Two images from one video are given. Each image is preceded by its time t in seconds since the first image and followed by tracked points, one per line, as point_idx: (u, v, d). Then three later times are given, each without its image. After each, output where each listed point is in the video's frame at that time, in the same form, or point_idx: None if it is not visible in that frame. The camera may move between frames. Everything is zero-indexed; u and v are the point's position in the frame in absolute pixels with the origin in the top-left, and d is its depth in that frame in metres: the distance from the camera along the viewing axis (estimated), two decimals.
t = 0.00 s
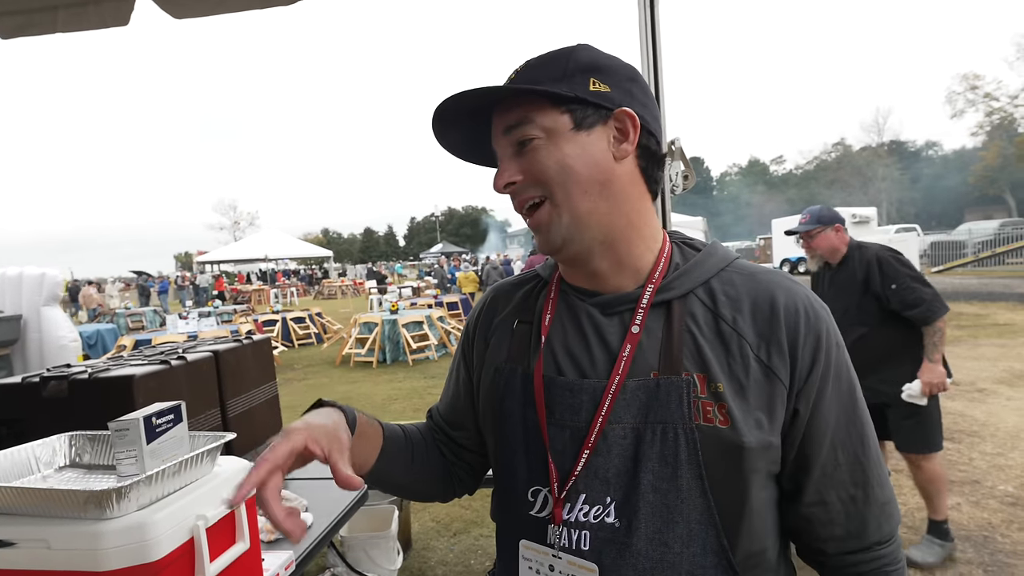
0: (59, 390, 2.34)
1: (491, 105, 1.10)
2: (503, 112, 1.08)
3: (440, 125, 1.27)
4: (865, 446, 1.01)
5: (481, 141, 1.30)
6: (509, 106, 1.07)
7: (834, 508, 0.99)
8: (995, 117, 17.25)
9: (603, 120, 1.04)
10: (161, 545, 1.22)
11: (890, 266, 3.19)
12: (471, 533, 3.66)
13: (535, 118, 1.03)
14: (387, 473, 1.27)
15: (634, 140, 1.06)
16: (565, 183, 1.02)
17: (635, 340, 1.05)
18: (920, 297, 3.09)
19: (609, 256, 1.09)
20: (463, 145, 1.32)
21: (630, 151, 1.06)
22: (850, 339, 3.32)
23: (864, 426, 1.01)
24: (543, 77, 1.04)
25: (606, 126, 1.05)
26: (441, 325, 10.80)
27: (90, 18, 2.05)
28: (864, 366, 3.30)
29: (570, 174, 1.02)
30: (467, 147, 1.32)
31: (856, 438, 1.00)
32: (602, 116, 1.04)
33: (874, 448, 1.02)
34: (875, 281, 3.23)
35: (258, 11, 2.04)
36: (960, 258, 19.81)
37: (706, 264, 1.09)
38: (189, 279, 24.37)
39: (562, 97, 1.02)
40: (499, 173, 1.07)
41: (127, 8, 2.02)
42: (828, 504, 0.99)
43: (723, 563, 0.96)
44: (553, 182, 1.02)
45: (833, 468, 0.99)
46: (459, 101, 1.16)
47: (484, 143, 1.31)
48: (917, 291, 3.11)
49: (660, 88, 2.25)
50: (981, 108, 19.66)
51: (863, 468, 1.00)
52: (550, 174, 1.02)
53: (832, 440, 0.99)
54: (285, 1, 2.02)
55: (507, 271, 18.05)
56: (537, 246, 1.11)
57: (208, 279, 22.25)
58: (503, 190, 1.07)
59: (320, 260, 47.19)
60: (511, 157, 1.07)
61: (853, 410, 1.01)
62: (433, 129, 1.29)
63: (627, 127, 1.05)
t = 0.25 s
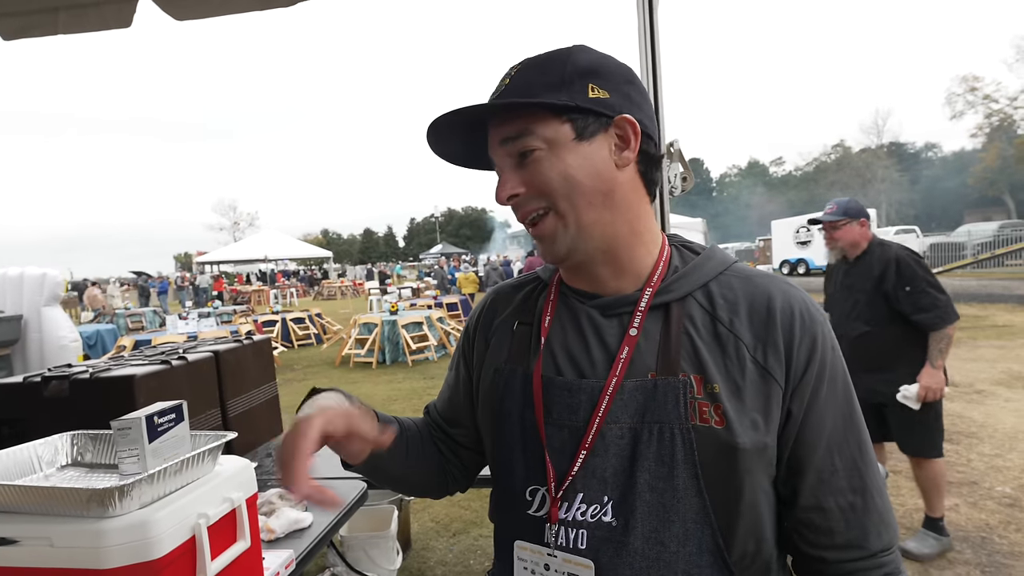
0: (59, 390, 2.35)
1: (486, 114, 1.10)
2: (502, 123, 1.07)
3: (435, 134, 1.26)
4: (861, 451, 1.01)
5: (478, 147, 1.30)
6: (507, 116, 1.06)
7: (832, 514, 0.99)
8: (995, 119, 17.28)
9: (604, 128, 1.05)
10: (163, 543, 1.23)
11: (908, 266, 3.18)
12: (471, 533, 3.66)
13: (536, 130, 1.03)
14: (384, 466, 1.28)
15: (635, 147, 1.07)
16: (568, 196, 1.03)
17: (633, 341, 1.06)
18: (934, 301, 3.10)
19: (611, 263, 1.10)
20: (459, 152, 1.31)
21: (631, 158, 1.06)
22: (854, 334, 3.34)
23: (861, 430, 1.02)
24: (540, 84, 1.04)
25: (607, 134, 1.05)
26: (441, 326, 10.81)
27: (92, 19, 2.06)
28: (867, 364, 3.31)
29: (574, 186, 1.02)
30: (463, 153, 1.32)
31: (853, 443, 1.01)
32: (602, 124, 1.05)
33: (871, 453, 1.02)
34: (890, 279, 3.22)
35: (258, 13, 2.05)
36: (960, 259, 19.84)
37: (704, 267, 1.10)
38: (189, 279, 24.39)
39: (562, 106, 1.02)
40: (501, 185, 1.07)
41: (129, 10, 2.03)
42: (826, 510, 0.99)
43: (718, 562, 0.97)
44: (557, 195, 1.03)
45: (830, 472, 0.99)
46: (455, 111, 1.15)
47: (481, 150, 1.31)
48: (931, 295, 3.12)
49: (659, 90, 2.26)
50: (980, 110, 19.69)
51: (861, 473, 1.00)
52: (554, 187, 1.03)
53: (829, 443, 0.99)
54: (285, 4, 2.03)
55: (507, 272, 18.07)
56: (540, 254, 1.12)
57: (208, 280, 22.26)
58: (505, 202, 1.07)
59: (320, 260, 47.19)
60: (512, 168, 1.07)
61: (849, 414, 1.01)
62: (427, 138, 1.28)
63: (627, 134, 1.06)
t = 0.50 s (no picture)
0: (60, 388, 2.35)
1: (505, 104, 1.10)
2: (520, 114, 1.07)
3: (450, 118, 1.26)
4: (860, 457, 1.01)
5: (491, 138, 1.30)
6: (526, 108, 1.07)
7: (830, 520, 0.99)
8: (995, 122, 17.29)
9: (620, 129, 1.05)
10: (163, 541, 1.23)
11: (924, 275, 3.17)
12: (470, 534, 3.66)
13: (553, 125, 1.04)
14: (328, 464, 1.30)
15: (650, 151, 1.07)
16: (579, 193, 1.03)
17: (634, 341, 1.06)
18: (947, 312, 3.10)
19: (616, 261, 1.11)
20: (472, 140, 1.31)
21: (645, 162, 1.07)
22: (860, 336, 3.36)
23: (862, 438, 1.02)
24: (562, 78, 1.04)
25: (623, 135, 1.06)
26: (441, 327, 10.81)
27: (96, 19, 2.07)
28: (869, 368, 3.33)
29: (585, 184, 1.03)
30: (474, 140, 1.31)
31: (852, 449, 1.01)
32: (620, 125, 1.05)
33: (871, 460, 1.02)
34: (904, 287, 3.22)
35: (261, 14, 2.06)
36: (960, 263, 19.84)
37: (708, 270, 1.10)
38: (190, 279, 24.40)
39: (582, 103, 1.03)
40: (512, 177, 1.07)
41: (132, 10, 2.04)
42: (825, 516, 0.99)
43: (714, 564, 0.97)
44: (568, 191, 1.03)
45: (829, 479, 0.99)
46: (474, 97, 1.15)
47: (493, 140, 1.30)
48: (945, 306, 3.11)
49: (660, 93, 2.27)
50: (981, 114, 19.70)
51: (862, 480, 1.00)
52: (566, 184, 1.03)
53: (829, 449, 0.99)
54: (288, 5, 2.04)
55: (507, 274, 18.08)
56: (546, 249, 1.13)
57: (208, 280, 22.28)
58: (516, 195, 1.07)
59: (320, 261, 47.21)
60: (525, 162, 1.07)
61: (849, 421, 1.01)
62: (443, 122, 1.27)
63: (644, 137, 1.06)
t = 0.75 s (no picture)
0: (60, 386, 2.35)
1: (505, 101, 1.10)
2: (520, 111, 1.07)
3: (450, 117, 1.25)
4: (859, 460, 1.01)
5: (493, 135, 1.29)
6: (526, 104, 1.07)
7: (829, 522, 0.98)
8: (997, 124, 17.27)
9: (623, 123, 1.05)
10: (161, 540, 1.23)
11: (926, 277, 3.17)
12: (469, 534, 3.66)
13: (554, 121, 1.03)
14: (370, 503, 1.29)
15: (654, 146, 1.06)
16: (582, 190, 1.03)
17: (636, 342, 1.06)
18: (948, 314, 3.08)
19: (620, 259, 1.10)
20: (472, 138, 1.31)
21: (649, 157, 1.06)
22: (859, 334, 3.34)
23: (860, 443, 1.02)
24: (561, 73, 1.04)
25: (626, 130, 1.05)
26: (441, 327, 10.81)
27: (96, 17, 2.07)
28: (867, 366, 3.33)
29: (587, 180, 1.02)
30: (474, 138, 1.31)
31: (852, 452, 1.01)
32: (622, 120, 1.04)
33: (869, 465, 1.02)
34: (905, 287, 3.22)
35: (261, 12, 2.06)
36: (961, 265, 19.81)
37: (712, 270, 1.09)
38: (190, 279, 24.41)
39: (583, 98, 1.02)
40: (514, 175, 1.07)
41: (133, 8, 2.04)
42: (824, 518, 0.98)
43: (711, 565, 0.97)
44: (570, 187, 1.03)
45: (828, 481, 0.99)
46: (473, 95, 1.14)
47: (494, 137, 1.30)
48: (946, 308, 3.10)
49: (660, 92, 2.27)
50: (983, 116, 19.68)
51: (859, 483, 1.00)
52: (568, 181, 1.03)
53: (829, 453, 0.99)
54: (288, 3, 2.04)
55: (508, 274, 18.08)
56: (548, 248, 1.12)
57: (209, 279, 22.29)
58: (518, 193, 1.07)
59: (321, 261, 47.22)
60: (527, 159, 1.07)
61: (849, 424, 1.01)
62: (442, 121, 1.27)
63: (647, 131, 1.06)
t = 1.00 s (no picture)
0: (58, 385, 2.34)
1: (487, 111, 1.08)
2: (503, 121, 1.06)
3: (434, 128, 1.23)
4: (858, 458, 1.01)
5: (481, 140, 1.27)
6: (509, 114, 1.05)
7: (828, 521, 0.98)
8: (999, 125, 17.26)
9: (611, 127, 1.03)
10: (157, 540, 1.22)
11: (906, 278, 3.18)
12: (468, 534, 3.65)
13: (538, 130, 1.02)
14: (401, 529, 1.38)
15: (643, 148, 1.05)
16: (569, 199, 1.02)
17: (633, 346, 1.05)
18: (930, 312, 3.10)
19: (612, 264, 1.09)
20: (461, 144, 1.29)
21: (638, 160, 1.05)
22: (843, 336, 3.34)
23: (859, 441, 1.01)
24: (545, 80, 1.03)
25: (614, 133, 1.04)
26: (441, 327, 10.81)
27: (95, 16, 2.06)
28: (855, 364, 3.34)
29: (574, 189, 1.02)
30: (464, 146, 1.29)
31: (851, 451, 1.00)
32: (609, 123, 1.03)
33: (868, 462, 1.02)
34: (887, 289, 3.21)
35: (260, 11, 2.05)
36: (962, 265, 19.80)
37: (709, 270, 1.08)
38: (191, 277, 24.41)
39: (567, 104, 1.01)
40: (502, 186, 1.06)
41: (132, 7, 2.03)
42: (824, 516, 0.98)
43: (710, 566, 0.97)
44: (557, 198, 1.02)
45: (828, 481, 0.98)
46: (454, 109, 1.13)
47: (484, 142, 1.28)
48: (928, 306, 3.12)
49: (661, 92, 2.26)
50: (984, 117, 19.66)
51: (859, 481, 0.99)
52: (556, 191, 1.02)
53: (828, 453, 0.98)
54: (288, 2, 2.03)
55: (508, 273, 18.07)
56: (539, 256, 1.11)
57: (210, 278, 22.29)
58: (506, 204, 1.06)
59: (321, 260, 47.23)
60: (513, 170, 1.06)
61: (848, 422, 1.01)
62: (426, 132, 1.25)
63: (636, 133, 1.05)
